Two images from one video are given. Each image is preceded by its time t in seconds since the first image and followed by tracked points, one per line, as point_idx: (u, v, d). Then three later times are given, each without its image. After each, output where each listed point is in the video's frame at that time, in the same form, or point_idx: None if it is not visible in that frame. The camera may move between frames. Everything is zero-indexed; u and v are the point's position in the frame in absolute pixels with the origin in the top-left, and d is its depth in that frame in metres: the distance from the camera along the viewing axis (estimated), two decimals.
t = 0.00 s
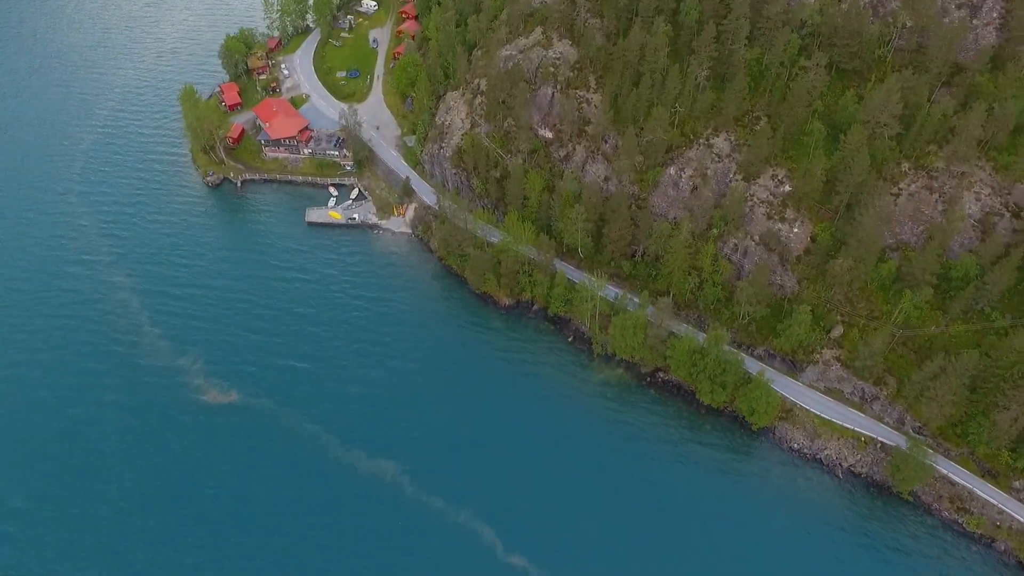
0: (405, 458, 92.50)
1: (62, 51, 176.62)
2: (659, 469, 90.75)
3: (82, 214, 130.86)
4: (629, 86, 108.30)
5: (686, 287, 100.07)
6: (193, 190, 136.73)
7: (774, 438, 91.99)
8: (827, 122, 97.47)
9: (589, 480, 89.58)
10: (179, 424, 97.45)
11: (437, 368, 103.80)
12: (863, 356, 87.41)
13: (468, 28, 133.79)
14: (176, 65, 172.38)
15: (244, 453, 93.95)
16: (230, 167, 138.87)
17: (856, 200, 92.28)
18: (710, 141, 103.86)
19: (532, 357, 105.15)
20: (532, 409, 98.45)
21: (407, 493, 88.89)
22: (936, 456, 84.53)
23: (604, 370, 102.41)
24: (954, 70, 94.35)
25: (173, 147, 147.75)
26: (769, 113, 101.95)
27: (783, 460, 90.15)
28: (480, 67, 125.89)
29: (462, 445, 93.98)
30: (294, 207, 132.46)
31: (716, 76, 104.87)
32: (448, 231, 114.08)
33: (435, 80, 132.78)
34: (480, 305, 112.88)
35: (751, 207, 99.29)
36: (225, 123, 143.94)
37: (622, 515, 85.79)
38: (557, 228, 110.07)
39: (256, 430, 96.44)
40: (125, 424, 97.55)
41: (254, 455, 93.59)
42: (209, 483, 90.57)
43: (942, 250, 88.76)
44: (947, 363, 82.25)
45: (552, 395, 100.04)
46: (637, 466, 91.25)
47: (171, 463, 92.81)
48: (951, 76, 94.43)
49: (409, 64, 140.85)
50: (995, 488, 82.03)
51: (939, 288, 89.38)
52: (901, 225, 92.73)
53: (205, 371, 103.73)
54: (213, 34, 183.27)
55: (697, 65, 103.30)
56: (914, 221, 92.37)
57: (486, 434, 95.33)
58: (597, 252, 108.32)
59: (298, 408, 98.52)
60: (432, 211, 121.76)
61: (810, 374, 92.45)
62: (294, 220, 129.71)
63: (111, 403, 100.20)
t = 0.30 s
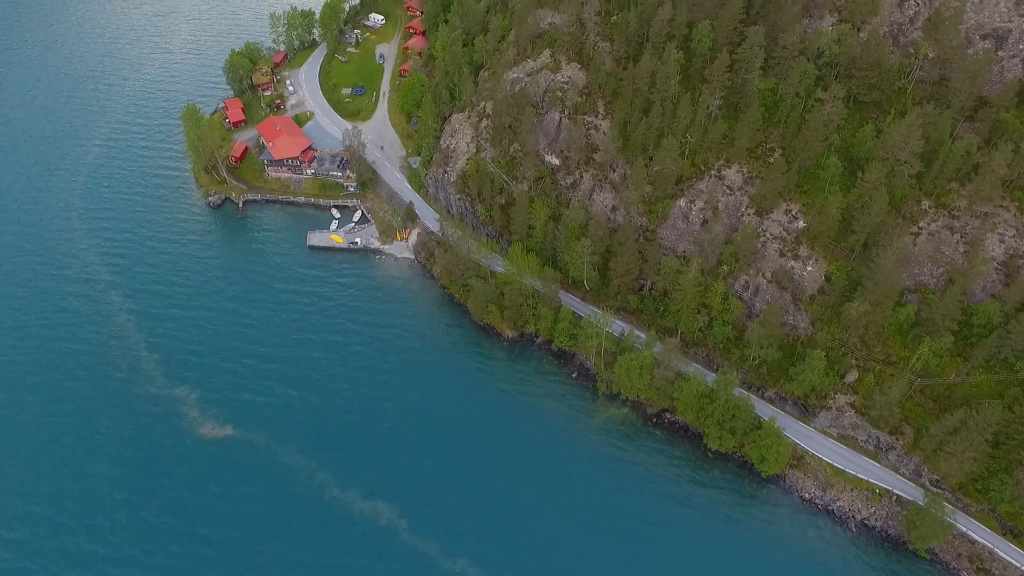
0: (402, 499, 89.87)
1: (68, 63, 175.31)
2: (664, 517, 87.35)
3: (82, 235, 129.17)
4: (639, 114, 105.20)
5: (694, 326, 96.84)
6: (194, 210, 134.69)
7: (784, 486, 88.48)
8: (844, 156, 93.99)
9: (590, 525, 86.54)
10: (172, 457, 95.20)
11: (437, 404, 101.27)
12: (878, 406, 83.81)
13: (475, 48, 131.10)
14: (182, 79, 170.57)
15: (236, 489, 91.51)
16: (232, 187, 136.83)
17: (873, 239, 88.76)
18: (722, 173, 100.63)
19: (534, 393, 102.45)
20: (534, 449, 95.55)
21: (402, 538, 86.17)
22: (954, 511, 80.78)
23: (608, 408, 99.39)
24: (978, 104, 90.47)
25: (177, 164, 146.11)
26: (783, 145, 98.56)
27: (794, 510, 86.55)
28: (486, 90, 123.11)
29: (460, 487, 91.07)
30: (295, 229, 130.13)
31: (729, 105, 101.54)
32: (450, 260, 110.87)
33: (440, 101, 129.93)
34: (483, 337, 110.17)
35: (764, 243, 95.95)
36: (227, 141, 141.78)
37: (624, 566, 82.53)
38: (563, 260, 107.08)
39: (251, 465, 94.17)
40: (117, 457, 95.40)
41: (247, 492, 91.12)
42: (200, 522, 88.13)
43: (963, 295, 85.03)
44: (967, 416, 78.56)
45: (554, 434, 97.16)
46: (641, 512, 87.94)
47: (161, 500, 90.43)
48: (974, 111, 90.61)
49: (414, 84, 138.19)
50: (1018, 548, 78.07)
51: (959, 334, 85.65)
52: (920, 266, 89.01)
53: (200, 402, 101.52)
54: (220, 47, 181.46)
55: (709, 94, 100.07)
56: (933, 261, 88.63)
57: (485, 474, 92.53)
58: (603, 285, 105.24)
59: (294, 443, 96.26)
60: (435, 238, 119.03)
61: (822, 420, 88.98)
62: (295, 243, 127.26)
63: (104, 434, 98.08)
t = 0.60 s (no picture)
0: (400, 543, 87.47)
1: (78, 73, 174.30)
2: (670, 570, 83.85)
3: (86, 254, 127.92)
4: (652, 145, 102.06)
5: (706, 369, 93.54)
6: (199, 229, 132.85)
7: (796, 540, 84.50)
8: (865, 196, 90.38)
9: (590, 575, 83.68)
10: (167, 491, 93.32)
11: (439, 440, 98.71)
12: (897, 462, 80.05)
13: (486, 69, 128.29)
14: (191, 91, 168.96)
15: (231, 528, 89.43)
16: (238, 206, 134.75)
17: (894, 285, 85.04)
18: (738, 209, 97.34)
19: (538, 431, 99.63)
20: (537, 492, 92.63)
21: None
22: None
23: (614, 450, 96.34)
24: (1009, 144, 86.34)
25: (182, 181, 144.39)
26: (802, 182, 95.16)
27: (806, 567, 82.64)
28: (496, 113, 120.32)
29: (459, 532, 88.28)
30: (300, 251, 127.87)
31: (746, 139, 98.30)
32: (455, 291, 107.82)
33: (449, 123, 127.11)
34: (488, 371, 107.47)
35: (780, 283, 92.54)
36: (235, 159, 140.00)
37: None
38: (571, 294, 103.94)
39: (245, 502, 92.14)
40: (111, 489, 93.54)
41: (242, 531, 89.00)
42: (193, 562, 86.12)
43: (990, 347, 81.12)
44: (992, 479, 74.71)
45: (558, 477, 94.18)
46: (645, 564, 84.65)
47: (153, 537, 88.51)
48: (1005, 151, 86.50)
49: (422, 105, 134.56)
50: None
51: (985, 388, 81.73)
52: (944, 314, 85.06)
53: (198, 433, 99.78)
54: (230, 58, 179.72)
55: (725, 126, 96.90)
56: (958, 309, 84.67)
57: (484, 516, 89.94)
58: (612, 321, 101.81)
59: (290, 479, 94.11)
60: (441, 265, 116.10)
61: (837, 472, 85.24)
62: (300, 266, 125.04)
63: (100, 464, 96.40)
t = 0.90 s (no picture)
0: None
1: (97, 82, 174.18)
2: None
3: (96, 269, 126.88)
4: (671, 178, 98.55)
5: (720, 417, 90.15)
6: (209, 247, 131.28)
7: None
8: (893, 241, 86.12)
9: None
10: (164, 523, 91.59)
11: (442, 479, 95.89)
12: (922, 529, 75.65)
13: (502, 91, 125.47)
14: (208, 103, 168.14)
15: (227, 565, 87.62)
16: (249, 225, 133.07)
17: (922, 338, 80.83)
18: (758, 248, 93.47)
19: (544, 471, 96.58)
20: (541, 538, 89.55)
21: None
22: None
23: (623, 497, 92.92)
24: None
25: (195, 195, 143.00)
26: (826, 222, 91.09)
27: None
28: (511, 138, 117.50)
29: None
30: (310, 272, 125.76)
31: (769, 175, 94.27)
32: (464, 322, 104.54)
33: (463, 145, 124.40)
34: (495, 406, 104.62)
35: (800, 329, 88.47)
36: (247, 176, 138.60)
37: None
38: (582, 332, 101.10)
39: (243, 536, 90.47)
40: (109, 519, 92.00)
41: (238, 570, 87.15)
42: None
43: None
44: None
45: (563, 522, 90.94)
46: None
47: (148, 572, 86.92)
48: None
49: (437, 127, 131.35)
50: None
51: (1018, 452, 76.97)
52: (975, 370, 80.45)
53: (198, 462, 98.17)
54: (248, 70, 178.74)
55: (747, 162, 93.06)
56: (990, 365, 80.04)
57: (485, 561, 87.27)
58: (624, 361, 98.49)
59: (289, 515, 92.17)
60: (450, 293, 113.29)
61: (856, 532, 80.84)
62: (308, 288, 122.96)
63: (99, 491, 94.94)
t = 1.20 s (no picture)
0: None
1: (121, 92, 174.82)
2: None
3: (108, 284, 126.31)
4: (691, 216, 94.95)
5: (735, 470, 86.16)
6: (220, 264, 130.02)
7: None
8: (924, 293, 81.65)
9: None
10: (162, 554, 90.11)
11: (444, 518, 93.06)
12: None
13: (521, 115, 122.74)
14: (228, 115, 167.74)
15: None
16: (262, 242, 131.35)
17: (953, 400, 76.31)
18: (780, 293, 89.34)
19: (550, 515, 93.43)
20: None
21: None
22: None
23: (630, 547, 89.37)
24: None
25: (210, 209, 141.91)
26: (853, 268, 86.76)
27: None
28: (528, 164, 114.62)
29: None
30: (321, 294, 123.78)
31: (795, 215, 90.15)
32: (473, 356, 100.95)
33: (479, 169, 121.82)
34: (502, 443, 101.71)
35: (823, 382, 84.26)
36: (262, 193, 137.26)
37: None
38: (595, 371, 97.29)
39: (241, 570, 88.75)
40: (108, 548, 90.89)
41: None
42: None
43: None
44: None
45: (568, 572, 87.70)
46: None
47: None
48: None
49: (455, 149, 128.11)
50: None
51: None
52: (1011, 436, 75.58)
53: (199, 491, 96.70)
54: (269, 81, 178.09)
55: (772, 202, 89.04)
56: None
57: None
58: (637, 404, 94.81)
59: (287, 549, 90.15)
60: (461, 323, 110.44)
61: None
62: (318, 310, 121.09)
63: (100, 519, 93.89)
